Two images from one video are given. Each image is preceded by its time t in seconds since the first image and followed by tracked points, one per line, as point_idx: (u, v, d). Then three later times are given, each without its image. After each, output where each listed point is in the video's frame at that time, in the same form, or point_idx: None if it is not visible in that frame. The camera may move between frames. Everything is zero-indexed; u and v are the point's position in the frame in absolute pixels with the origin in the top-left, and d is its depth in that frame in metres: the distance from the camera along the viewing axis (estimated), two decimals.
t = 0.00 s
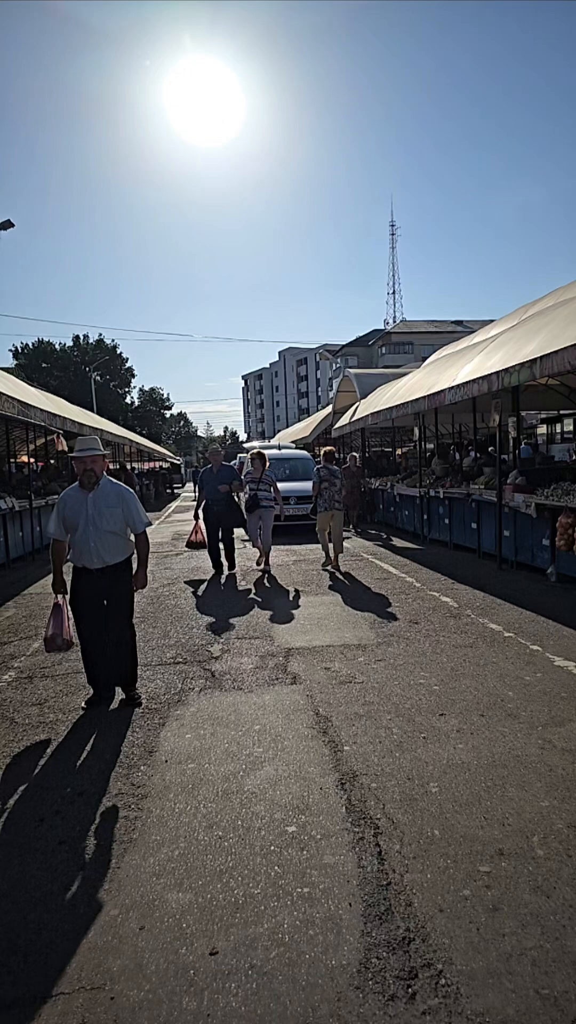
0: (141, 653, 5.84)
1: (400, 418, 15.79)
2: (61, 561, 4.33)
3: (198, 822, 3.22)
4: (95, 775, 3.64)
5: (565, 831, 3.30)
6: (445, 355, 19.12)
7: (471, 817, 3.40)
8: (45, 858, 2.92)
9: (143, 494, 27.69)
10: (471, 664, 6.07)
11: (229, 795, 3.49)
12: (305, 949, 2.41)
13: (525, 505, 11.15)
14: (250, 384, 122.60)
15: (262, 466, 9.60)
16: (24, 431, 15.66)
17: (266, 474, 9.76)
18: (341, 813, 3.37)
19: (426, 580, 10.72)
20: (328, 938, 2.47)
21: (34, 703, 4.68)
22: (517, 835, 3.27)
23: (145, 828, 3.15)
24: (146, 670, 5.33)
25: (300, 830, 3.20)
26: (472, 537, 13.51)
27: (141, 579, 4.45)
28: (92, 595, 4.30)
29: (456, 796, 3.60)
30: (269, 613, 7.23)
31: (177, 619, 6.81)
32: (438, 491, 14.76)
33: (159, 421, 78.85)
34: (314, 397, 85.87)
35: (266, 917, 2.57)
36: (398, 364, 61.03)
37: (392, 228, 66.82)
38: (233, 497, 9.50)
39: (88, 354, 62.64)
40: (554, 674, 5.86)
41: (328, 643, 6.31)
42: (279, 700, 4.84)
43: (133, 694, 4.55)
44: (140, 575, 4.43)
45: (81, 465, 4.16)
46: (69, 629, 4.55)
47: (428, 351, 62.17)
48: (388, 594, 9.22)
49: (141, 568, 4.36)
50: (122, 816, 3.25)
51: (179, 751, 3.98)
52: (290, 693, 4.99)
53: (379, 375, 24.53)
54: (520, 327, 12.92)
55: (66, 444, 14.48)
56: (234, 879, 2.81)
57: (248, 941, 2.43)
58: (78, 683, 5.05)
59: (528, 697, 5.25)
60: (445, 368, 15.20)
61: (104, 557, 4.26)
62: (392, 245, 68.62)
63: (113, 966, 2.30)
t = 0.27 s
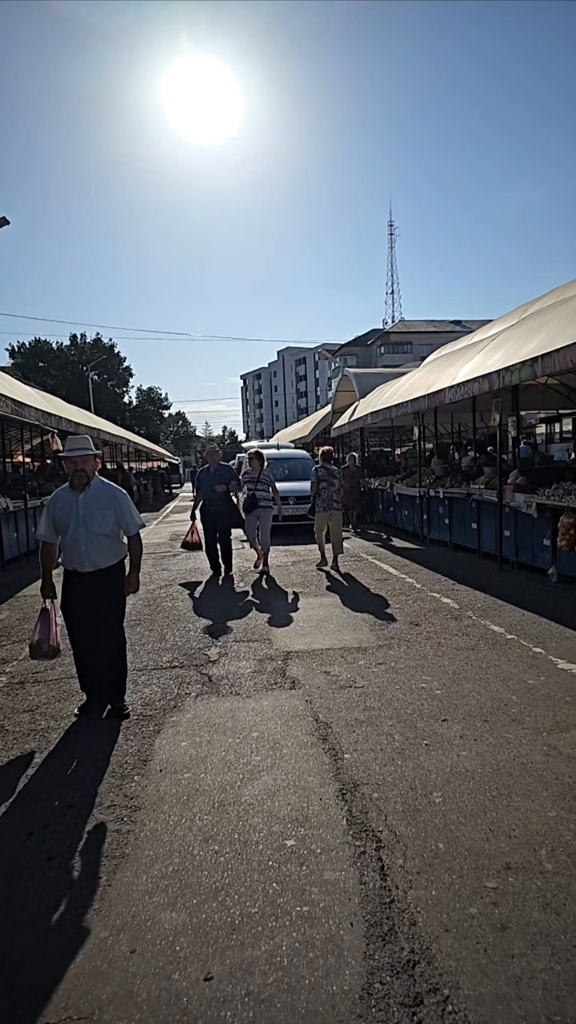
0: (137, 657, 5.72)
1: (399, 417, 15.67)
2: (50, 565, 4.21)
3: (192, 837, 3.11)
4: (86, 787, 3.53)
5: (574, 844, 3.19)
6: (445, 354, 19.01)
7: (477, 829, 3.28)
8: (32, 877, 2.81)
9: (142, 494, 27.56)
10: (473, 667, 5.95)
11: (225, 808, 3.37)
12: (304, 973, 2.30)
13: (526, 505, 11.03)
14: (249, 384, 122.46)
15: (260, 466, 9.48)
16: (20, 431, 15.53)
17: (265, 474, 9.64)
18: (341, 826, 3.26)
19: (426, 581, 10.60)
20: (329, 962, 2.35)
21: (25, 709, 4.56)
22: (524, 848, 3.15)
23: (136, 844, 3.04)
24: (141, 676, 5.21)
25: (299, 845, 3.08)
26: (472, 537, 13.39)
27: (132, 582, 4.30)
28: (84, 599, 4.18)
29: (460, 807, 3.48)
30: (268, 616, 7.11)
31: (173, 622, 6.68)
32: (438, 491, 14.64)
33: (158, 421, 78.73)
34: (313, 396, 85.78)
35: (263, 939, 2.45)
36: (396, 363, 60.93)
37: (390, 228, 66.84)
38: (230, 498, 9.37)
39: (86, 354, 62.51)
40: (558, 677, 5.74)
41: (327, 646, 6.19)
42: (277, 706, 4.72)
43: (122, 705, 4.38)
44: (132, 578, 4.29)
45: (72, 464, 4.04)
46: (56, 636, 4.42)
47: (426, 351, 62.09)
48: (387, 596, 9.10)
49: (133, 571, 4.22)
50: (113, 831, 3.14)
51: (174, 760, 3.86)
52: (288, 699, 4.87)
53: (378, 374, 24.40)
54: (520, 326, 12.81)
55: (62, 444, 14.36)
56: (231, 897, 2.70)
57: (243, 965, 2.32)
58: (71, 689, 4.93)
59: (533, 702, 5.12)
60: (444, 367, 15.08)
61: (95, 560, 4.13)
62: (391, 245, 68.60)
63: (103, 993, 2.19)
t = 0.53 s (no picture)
0: (128, 661, 5.60)
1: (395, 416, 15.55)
2: (34, 571, 4.05)
3: (182, 855, 3.01)
4: (72, 801, 3.42)
5: None
6: (441, 353, 18.89)
7: (478, 841, 3.17)
8: (13, 900, 2.71)
9: (137, 494, 27.45)
10: (471, 671, 5.84)
11: (217, 822, 3.26)
12: (298, 1003, 2.19)
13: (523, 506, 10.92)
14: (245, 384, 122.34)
15: (254, 466, 9.35)
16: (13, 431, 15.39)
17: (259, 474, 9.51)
18: (337, 839, 3.15)
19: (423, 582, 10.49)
20: (324, 990, 2.25)
21: (12, 717, 4.45)
22: (527, 861, 3.04)
23: (123, 865, 2.94)
24: (132, 682, 5.09)
25: (293, 861, 2.97)
26: (469, 538, 13.29)
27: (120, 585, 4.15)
28: (70, 604, 4.05)
29: (460, 817, 3.37)
30: (262, 618, 6.99)
31: (166, 625, 6.56)
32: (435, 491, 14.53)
33: (153, 421, 78.52)
34: (309, 396, 85.66)
35: (255, 966, 2.34)
36: (392, 362, 60.83)
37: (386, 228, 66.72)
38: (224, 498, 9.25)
39: (81, 353, 62.27)
40: (558, 681, 5.62)
41: (323, 649, 6.08)
42: (271, 712, 4.60)
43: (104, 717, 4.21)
44: (120, 582, 4.14)
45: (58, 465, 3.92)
46: (37, 643, 4.29)
47: (422, 351, 62.01)
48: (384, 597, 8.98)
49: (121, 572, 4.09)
50: (99, 849, 3.04)
51: (164, 770, 3.75)
52: (283, 704, 4.75)
53: (375, 374, 24.28)
54: (518, 325, 12.69)
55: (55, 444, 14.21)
56: (221, 919, 2.60)
57: (234, 996, 2.22)
58: (60, 695, 4.82)
59: (533, 707, 5.01)
60: (441, 367, 14.96)
61: (81, 564, 4.01)
62: (387, 245, 68.48)
63: None
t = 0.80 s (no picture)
0: (111, 666, 5.46)
1: (384, 416, 15.45)
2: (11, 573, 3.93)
3: (163, 872, 2.88)
4: (49, 815, 3.28)
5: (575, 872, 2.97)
6: (431, 353, 18.81)
7: (472, 855, 3.05)
8: None
9: (124, 493, 27.25)
10: (462, 675, 5.73)
11: (201, 837, 3.14)
12: None
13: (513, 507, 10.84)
14: (233, 383, 122.16)
15: (241, 466, 9.21)
16: None
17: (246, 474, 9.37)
18: (326, 854, 3.02)
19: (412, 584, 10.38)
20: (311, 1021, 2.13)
21: None
22: (522, 877, 2.93)
23: (101, 883, 2.81)
24: (114, 687, 4.95)
25: (280, 879, 2.84)
26: (458, 539, 13.20)
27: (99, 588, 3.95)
28: (48, 610, 3.91)
29: (453, 830, 3.26)
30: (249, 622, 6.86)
31: (150, 629, 6.42)
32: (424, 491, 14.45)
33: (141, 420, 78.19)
34: (297, 396, 85.55)
35: (239, 995, 2.22)
36: (381, 362, 60.83)
37: (375, 228, 66.73)
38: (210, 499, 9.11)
39: (68, 352, 61.88)
40: (550, 685, 5.51)
41: (311, 653, 5.95)
42: (258, 718, 4.47)
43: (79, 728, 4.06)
44: (98, 584, 3.95)
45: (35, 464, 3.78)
46: (10, 652, 4.13)
47: (411, 351, 62.04)
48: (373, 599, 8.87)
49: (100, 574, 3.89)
50: (76, 867, 2.91)
51: (146, 781, 3.62)
52: (270, 711, 4.62)
53: (364, 374, 24.19)
54: (508, 325, 12.61)
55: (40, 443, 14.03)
56: (203, 943, 2.47)
57: None
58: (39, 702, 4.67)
59: (526, 713, 4.89)
60: (431, 366, 14.87)
61: (58, 567, 3.86)
62: (376, 245, 68.48)
63: None
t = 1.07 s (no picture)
0: (95, 670, 5.31)
1: (375, 416, 15.34)
2: None
3: (144, 892, 2.75)
4: (24, 831, 3.14)
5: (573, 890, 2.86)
6: (421, 353, 18.73)
7: (467, 873, 2.93)
8: None
9: (112, 492, 27.06)
10: (453, 679, 5.61)
11: (184, 853, 3.00)
12: None
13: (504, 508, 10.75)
14: (223, 383, 121.88)
15: (229, 466, 9.08)
16: None
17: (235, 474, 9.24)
18: (315, 872, 2.89)
19: (402, 585, 10.27)
20: None
21: None
22: (519, 895, 2.82)
23: (79, 904, 2.68)
24: (97, 693, 4.81)
25: (267, 899, 2.71)
26: (448, 540, 13.11)
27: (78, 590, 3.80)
28: (24, 616, 3.76)
29: (446, 845, 3.14)
30: (237, 625, 6.72)
31: (135, 632, 6.27)
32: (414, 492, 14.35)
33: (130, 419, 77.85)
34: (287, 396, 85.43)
35: None
36: (371, 362, 60.81)
37: (365, 228, 66.70)
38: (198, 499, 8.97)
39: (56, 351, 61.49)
40: (544, 691, 5.41)
41: (300, 657, 5.82)
42: (245, 726, 4.34)
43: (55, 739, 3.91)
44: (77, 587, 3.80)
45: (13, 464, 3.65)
46: None
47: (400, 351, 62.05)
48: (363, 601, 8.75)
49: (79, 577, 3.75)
50: (52, 887, 2.77)
51: (128, 793, 3.48)
52: (257, 718, 4.48)
53: (354, 374, 24.09)
54: (500, 325, 12.52)
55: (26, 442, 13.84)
56: (185, 970, 2.34)
57: None
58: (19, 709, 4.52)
59: (519, 719, 4.78)
60: (421, 367, 14.77)
61: (36, 571, 3.72)
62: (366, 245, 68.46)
63: None
